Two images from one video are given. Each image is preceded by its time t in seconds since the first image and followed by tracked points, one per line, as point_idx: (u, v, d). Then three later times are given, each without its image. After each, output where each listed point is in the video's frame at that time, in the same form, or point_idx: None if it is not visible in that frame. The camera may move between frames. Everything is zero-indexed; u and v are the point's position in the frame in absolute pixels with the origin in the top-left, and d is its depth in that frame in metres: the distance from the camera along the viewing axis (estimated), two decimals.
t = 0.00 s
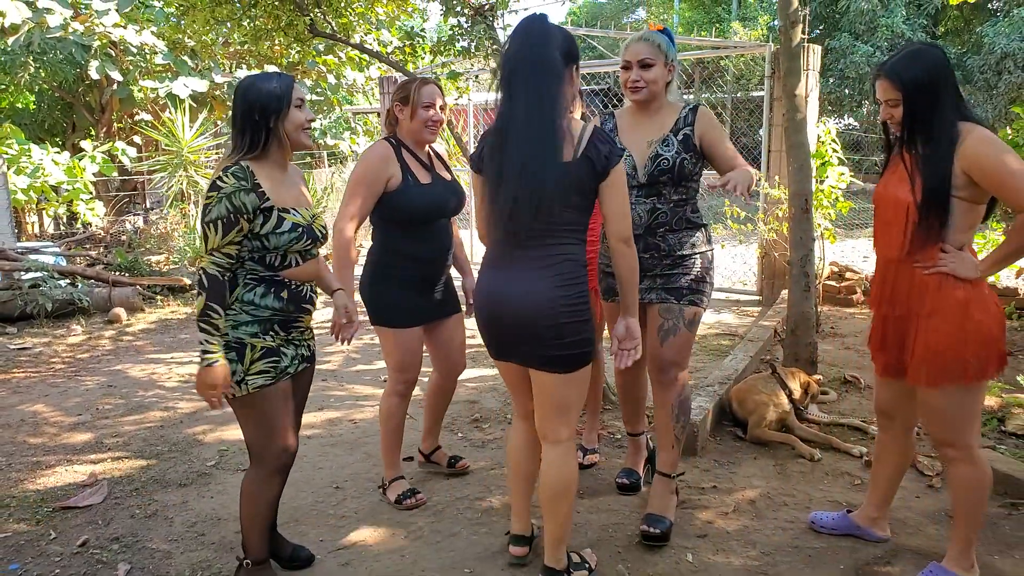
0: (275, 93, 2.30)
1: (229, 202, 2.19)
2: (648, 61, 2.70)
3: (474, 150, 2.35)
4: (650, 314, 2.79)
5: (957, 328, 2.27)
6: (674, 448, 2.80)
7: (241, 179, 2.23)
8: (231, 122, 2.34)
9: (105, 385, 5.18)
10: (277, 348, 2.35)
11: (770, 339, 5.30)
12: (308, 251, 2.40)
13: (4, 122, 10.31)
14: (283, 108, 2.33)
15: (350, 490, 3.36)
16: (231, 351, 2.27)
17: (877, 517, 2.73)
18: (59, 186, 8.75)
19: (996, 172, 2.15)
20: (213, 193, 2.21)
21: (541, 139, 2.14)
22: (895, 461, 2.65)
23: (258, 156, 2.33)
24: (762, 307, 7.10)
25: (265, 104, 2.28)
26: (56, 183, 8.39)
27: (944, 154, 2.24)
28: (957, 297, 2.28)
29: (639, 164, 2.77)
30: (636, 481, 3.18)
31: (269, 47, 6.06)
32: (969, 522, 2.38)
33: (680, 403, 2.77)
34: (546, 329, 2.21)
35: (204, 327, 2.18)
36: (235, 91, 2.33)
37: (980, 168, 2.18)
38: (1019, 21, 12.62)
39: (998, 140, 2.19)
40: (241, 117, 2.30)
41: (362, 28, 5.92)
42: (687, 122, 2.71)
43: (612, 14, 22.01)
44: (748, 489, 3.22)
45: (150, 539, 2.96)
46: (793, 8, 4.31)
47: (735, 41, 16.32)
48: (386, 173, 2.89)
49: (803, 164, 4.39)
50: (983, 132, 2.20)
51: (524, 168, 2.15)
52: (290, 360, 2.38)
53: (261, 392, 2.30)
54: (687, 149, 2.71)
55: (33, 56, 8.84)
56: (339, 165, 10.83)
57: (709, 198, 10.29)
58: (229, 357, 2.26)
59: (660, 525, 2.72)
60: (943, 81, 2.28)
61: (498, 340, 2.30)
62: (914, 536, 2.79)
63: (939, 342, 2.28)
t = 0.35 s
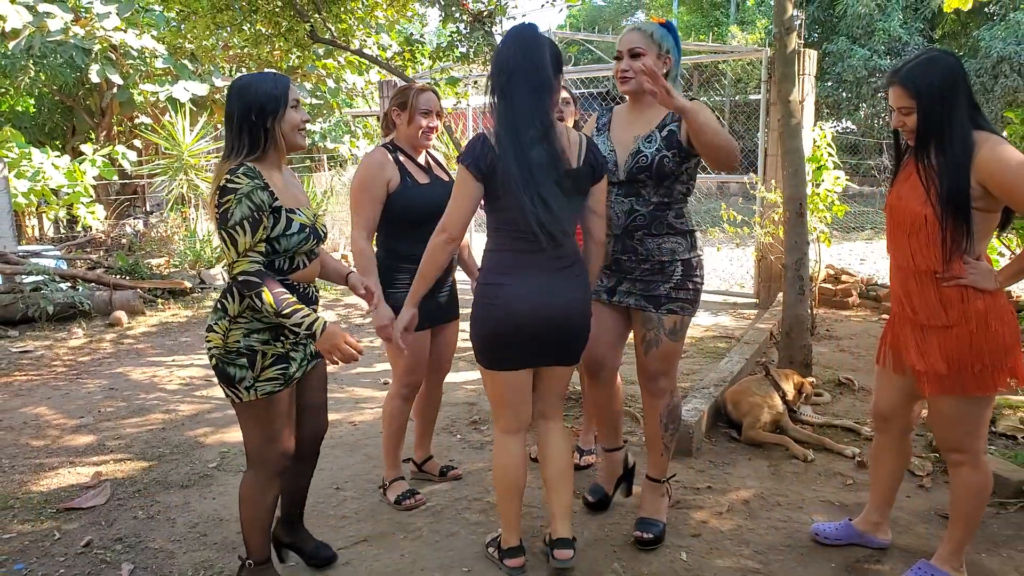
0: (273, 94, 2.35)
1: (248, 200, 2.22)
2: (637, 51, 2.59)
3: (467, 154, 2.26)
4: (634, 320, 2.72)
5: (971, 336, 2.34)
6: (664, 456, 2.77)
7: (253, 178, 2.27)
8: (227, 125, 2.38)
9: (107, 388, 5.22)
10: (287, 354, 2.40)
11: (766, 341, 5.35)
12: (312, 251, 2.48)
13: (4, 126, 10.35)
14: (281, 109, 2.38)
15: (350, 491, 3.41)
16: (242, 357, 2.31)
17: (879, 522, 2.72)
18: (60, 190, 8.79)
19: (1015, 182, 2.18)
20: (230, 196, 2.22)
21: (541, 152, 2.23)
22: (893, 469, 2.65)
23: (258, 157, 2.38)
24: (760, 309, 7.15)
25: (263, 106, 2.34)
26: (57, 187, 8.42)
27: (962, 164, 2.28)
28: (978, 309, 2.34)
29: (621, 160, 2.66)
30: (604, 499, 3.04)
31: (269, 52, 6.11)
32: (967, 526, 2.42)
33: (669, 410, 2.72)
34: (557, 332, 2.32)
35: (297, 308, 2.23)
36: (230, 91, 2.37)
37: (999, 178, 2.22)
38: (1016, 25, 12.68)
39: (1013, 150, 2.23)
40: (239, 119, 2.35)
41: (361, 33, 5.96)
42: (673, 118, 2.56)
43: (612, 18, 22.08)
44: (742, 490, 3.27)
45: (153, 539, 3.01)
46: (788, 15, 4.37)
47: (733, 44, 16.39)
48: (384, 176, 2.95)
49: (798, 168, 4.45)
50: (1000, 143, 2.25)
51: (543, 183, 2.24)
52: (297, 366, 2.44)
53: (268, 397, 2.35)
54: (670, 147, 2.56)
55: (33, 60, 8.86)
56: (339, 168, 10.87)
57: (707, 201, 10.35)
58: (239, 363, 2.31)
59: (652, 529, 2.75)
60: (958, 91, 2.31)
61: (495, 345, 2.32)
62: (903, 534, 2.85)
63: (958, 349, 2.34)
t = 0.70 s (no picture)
0: (268, 97, 2.34)
1: (248, 204, 2.21)
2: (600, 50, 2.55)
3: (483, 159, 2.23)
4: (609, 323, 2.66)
5: (966, 336, 2.32)
6: (652, 459, 2.72)
7: (253, 182, 2.25)
8: (224, 130, 2.38)
9: (101, 391, 5.21)
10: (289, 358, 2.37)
11: (762, 343, 5.35)
12: (318, 249, 2.45)
13: None
14: (276, 111, 2.37)
15: (344, 494, 3.40)
16: (244, 357, 2.30)
17: (874, 526, 2.72)
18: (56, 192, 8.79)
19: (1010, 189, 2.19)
20: (231, 200, 2.23)
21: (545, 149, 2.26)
22: (893, 474, 2.66)
23: (257, 160, 2.37)
24: (756, 311, 7.16)
25: (258, 110, 2.33)
26: (53, 189, 8.39)
27: (955, 166, 2.27)
28: (957, 309, 2.34)
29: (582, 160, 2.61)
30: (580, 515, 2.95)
31: (264, 54, 6.10)
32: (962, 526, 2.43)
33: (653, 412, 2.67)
34: (565, 331, 2.35)
35: (289, 321, 2.25)
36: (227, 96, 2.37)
37: (995, 185, 2.22)
38: (1012, 26, 12.71)
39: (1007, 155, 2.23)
40: (236, 124, 2.34)
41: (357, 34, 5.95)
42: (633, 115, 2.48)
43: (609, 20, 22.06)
44: (736, 492, 3.27)
45: (146, 543, 3.00)
46: (783, 17, 4.37)
47: (731, 46, 16.39)
48: (381, 175, 2.94)
49: (793, 170, 4.45)
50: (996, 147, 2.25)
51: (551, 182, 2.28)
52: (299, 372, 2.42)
53: (267, 400, 2.33)
54: (626, 147, 2.48)
55: (29, 62, 8.85)
56: (335, 170, 10.87)
57: (704, 203, 10.35)
58: (241, 363, 2.30)
59: (644, 535, 2.73)
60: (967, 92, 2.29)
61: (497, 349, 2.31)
62: (896, 536, 2.85)
63: (936, 353, 2.34)
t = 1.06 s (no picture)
0: (258, 98, 2.31)
1: (235, 207, 2.19)
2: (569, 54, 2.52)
3: (490, 160, 2.18)
4: (586, 332, 2.62)
5: (957, 338, 2.30)
6: (632, 469, 2.67)
7: (240, 185, 2.23)
8: (213, 132, 2.34)
9: (94, 394, 5.17)
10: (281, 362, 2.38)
11: (759, 345, 5.32)
12: (309, 251, 2.42)
13: None
14: (266, 112, 2.34)
15: (336, 499, 3.37)
16: (236, 362, 2.27)
17: (870, 533, 2.69)
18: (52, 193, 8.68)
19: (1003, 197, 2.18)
20: (217, 203, 2.19)
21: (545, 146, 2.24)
22: (887, 479, 2.63)
23: (246, 161, 2.34)
24: (753, 313, 7.13)
25: (249, 111, 2.30)
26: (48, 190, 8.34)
27: (946, 164, 2.24)
28: (945, 313, 2.32)
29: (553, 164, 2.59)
30: (571, 522, 2.92)
31: (259, 54, 6.06)
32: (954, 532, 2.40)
33: (632, 420, 2.61)
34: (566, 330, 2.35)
35: (258, 336, 2.19)
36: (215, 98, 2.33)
37: (984, 190, 2.19)
38: (1010, 28, 12.70)
39: (999, 164, 2.22)
40: (226, 125, 2.31)
41: (353, 34, 5.91)
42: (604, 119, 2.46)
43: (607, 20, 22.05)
44: (731, 497, 3.25)
45: (135, 549, 2.96)
46: (779, 18, 4.33)
47: (728, 47, 16.36)
48: (372, 175, 2.91)
49: (789, 172, 4.42)
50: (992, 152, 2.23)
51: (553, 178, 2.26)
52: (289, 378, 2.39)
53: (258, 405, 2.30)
54: (593, 152, 2.47)
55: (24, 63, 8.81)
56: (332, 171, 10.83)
57: (701, 204, 10.32)
58: (233, 368, 2.27)
59: (617, 544, 2.68)
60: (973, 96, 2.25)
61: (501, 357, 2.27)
62: (893, 542, 2.82)
63: (925, 356, 2.32)
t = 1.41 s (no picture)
0: (246, 97, 2.29)
1: (223, 207, 2.17)
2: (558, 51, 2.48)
3: (496, 162, 2.14)
4: (580, 335, 2.61)
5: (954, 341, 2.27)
6: (627, 473, 2.65)
7: (229, 184, 2.21)
8: (202, 132, 2.32)
9: (88, 396, 5.14)
10: (271, 364, 2.36)
11: (756, 347, 5.30)
12: (297, 252, 2.39)
13: None
14: (255, 110, 2.31)
15: (330, 502, 3.34)
16: (224, 365, 2.25)
17: (867, 536, 2.67)
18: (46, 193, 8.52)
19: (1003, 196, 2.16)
20: (206, 203, 2.17)
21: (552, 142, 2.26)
22: (886, 480, 2.61)
23: (236, 161, 2.32)
24: (751, 314, 7.12)
25: (238, 109, 2.28)
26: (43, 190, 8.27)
27: (943, 162, 2.23)
28: (943, 314, 2.30)
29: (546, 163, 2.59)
30: (567, 525, 2.90)
31: (256, 55, 6.02)
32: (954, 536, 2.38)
33: (628, 424, 2.58)
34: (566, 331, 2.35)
35: (246, 339, 2.17)
36: (204, 98, 2.31)
37: (983, 189, 2.18)
38: (1008, 28, 12.71)
39: (999, 164, 2.20)
40: (214, 124, 2.29)
41: (350, 34, 5.88)
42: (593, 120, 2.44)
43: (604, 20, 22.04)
44: (729, 500, 3.22)
45: (127, 553, 2.94)
46: (777, 18, 4.31)
47: (726, 47, 16.33)
48: (366, 174, 2.89)
49: (787, 173, 4.40)
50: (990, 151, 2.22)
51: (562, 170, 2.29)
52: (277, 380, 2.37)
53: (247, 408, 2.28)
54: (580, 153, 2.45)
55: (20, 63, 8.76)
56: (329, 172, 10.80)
57: (698, 205, 10.30)
58: (221, 371, 2.25)
59: (612, 549, 2.66)
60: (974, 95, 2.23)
61: (507, 360, 2.24)
62: (891, 546, 2.80)
63: (923, 358, 2.30)
